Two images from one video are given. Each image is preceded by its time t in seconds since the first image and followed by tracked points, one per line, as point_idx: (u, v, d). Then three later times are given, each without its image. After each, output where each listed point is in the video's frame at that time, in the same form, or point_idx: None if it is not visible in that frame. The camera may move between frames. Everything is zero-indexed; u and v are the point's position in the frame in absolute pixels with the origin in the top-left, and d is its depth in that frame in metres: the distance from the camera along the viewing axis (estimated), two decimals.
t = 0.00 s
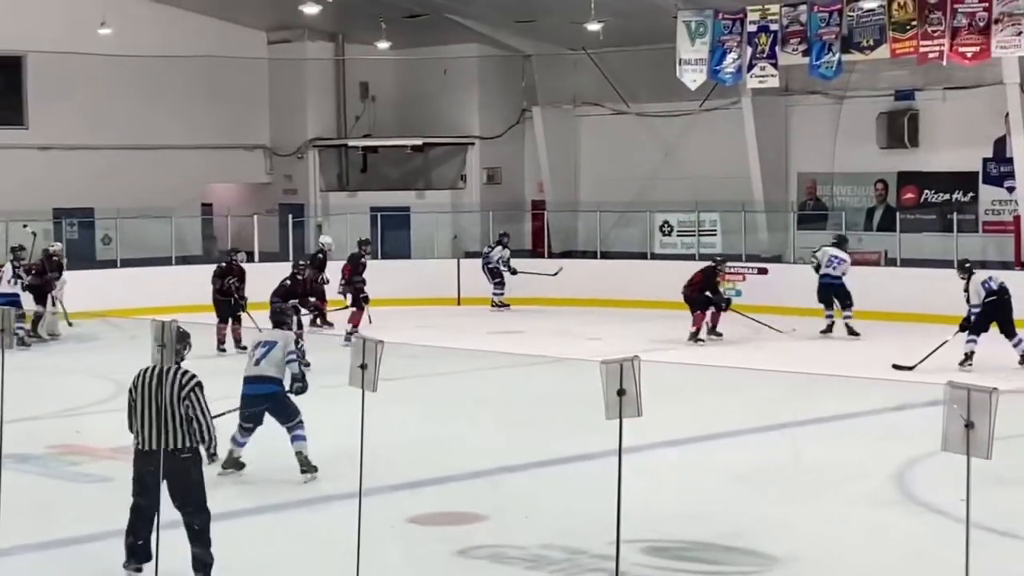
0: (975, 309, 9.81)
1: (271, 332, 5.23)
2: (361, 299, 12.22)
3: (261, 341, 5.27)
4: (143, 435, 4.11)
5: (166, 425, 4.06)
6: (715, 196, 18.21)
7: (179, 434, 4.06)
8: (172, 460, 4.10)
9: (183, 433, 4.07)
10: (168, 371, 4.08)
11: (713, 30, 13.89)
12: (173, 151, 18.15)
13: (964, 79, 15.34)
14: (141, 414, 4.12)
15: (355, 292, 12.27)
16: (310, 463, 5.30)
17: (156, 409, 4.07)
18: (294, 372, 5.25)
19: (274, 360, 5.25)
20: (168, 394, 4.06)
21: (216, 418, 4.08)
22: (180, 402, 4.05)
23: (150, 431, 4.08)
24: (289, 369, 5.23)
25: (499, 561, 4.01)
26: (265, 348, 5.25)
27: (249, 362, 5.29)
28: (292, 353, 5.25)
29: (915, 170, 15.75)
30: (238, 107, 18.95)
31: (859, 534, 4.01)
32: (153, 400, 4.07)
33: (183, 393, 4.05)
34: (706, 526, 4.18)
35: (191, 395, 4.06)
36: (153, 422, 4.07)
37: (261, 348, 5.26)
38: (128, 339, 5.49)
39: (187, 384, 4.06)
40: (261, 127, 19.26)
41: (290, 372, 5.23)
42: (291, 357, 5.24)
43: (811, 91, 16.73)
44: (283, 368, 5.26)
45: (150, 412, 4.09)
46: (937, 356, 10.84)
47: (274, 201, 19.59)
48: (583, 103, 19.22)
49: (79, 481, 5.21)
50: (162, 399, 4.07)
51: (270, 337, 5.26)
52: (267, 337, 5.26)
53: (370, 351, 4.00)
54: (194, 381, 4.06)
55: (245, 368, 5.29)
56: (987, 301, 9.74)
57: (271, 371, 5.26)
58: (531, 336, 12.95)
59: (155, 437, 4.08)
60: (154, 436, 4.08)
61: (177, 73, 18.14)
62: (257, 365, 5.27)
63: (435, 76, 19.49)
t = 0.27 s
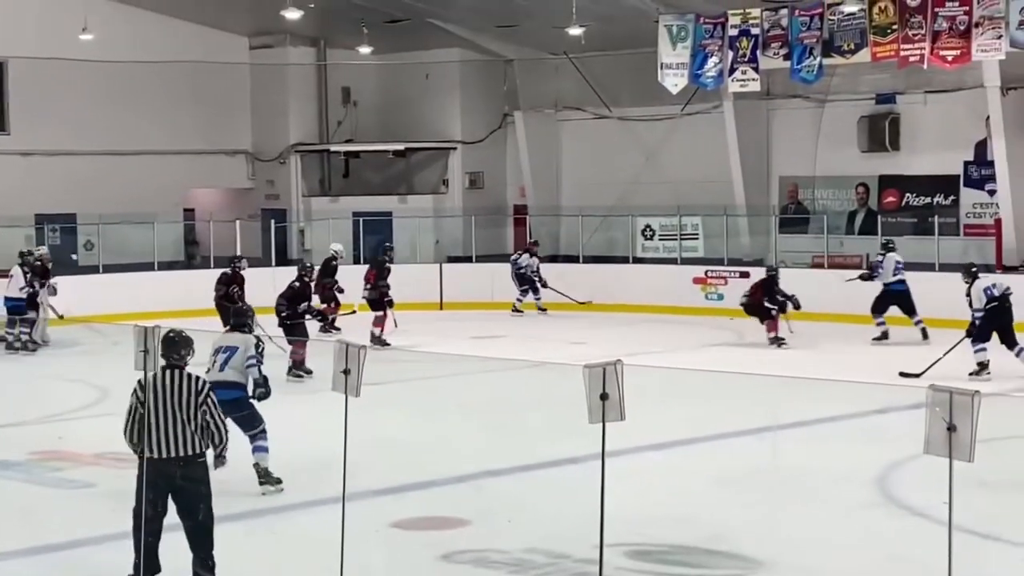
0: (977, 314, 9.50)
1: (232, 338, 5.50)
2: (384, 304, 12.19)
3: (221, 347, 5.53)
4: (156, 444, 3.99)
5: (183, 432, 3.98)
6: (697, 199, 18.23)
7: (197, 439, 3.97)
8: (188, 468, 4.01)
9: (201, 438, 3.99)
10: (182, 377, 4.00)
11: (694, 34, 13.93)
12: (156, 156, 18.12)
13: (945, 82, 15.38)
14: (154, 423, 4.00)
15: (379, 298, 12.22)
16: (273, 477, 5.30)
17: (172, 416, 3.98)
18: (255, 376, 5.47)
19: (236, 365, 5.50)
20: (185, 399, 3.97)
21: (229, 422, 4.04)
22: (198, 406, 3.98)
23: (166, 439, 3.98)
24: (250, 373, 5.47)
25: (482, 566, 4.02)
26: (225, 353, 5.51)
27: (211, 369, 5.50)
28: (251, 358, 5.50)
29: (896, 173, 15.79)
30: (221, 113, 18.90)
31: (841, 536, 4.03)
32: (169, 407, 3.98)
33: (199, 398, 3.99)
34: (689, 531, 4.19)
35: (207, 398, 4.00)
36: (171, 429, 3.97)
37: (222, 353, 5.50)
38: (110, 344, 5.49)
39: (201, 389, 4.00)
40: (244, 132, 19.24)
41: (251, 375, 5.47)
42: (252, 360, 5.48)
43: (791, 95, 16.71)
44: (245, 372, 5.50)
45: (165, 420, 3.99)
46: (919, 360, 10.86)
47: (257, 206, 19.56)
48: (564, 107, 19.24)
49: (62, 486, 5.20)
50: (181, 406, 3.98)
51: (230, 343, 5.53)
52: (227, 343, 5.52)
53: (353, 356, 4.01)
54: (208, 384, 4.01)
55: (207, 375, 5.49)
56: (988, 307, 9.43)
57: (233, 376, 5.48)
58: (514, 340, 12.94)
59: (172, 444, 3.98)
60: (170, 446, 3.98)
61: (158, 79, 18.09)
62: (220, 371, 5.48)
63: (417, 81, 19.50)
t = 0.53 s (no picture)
0: (971, 323, 9.27)
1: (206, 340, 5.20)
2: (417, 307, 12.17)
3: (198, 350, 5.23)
4: (169, 453, 3.87)
5: (199, 436, 3.89)
6: (691, 203, 18.22)
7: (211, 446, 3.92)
8: (202, 473, 3.91)
9: (211, 444, 3.93)
10: (192, 383, 3.90)
11: (689, 37, 13.93)
12: (150, 161, 18.11)
13: (939, 84, 15.38)
14: (164, 431, 3.87)
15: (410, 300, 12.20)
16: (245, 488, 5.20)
17: (186, 424, 3.87)
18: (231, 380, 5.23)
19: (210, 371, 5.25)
20: (200, 406, 3.89)
21: (234, 429, 4.00)
22: (210, 412, 3.92)
23: (183, 448, 3.87)
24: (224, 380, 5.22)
25: (479, 569, 4.01)
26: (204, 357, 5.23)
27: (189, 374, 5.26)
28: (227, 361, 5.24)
29: (891, 176, 15.78)
30: (216, 119, 18.91)
31: (841, 539, 4.00)
32: (186, 415, 3.87)
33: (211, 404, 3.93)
34: (686, 536, 4.19)
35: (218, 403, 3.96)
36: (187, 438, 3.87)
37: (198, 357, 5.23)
38: (106, 348, 5.47)
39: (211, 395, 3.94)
40: (239, 138, 19.22)
41: (226, 380, 5.24)
42: (225, 365, 5.24)
43: (786, 97, 16.72)
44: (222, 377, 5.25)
45: (178, 428, 3.87)
46: (915, 362, 10.86)
47: (252, 211, 19.53)
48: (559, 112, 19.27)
49: (58, 492, 5.19)
50: (199, 410, 3.89)
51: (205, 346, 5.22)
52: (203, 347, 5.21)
53: (350, 362, 4.01)
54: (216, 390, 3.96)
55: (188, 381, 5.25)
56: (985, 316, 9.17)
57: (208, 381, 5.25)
58: (511, 344, 12.91)
59: (187, 452, 3.88)
60: (187, 451, 3.87)
61: (152, 84, 18.09)
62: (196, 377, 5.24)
63: (411, 85, 19.52)
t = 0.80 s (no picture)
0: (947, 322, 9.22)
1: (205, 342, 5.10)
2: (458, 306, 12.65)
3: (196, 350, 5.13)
4: (179, 462, 3.86)
5: (209, 449, 3.87)
6: (699, 204, 18.20)
7: (221, 453, 3.90)
8: (213, 483, 3.91)
9: (222, 452, 3.91)
10: (201, 391, 3.85)
11: (697, 39, 13.93)
12: (160, 166, 18.12)
13: (948, 86, 15.39)
14: (174, 440, 3.86)
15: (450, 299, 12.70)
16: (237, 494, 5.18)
17: (195, 433, 3.85)
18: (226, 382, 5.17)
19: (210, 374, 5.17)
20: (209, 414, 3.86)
21: (245, 433, 3.97)
22: (220, 419, 3.89)
23: (192, 457, 3.86)
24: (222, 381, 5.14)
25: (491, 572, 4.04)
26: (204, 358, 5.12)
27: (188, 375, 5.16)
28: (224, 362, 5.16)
29: (899, 178, 15.80)
30: (225, 123, 18.92)
31: (851, 541, 4.01)
32: (195, 424, 3.84)
33: (220, 414, 3.89)
34: (697, 537, 4.22)
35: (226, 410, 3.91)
36: (196, 447, 3.85)
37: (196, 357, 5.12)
38: (117, 352, 5.49)
39: (220, 403, 3.89)
40: (247, 142, 19.24)
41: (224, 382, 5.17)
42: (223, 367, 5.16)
43: (794, 99, 16.70)
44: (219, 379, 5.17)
45: (187, 438, 3.85)
46: (923, 363, 10.87)
47: (260, 215, 19.55)
48: (566, 114, 19.29)
49: (68, 496, 5.21)
50: (209, 423, 3.86)
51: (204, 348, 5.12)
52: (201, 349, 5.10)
53: (361, 365, 4.01)
54: (225, 397, 3.90)
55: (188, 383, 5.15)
56: (960, 316, 9.16)
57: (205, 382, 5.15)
58: (522, 348, 12.92)
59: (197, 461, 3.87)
60: (199, 464, 3.87)
61: (161, 89, 18.11)
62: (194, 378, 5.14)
63: (419, 88, 19.53)
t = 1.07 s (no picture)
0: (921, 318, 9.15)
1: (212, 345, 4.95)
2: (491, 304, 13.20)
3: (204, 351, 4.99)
4: (181, 469, 3.91)
5: (208, 454, 3.89)
6: (717, 205, 18.18)
7: (223, 461, 3.90)
8: (216, 489, 3.92)
9: (226, 459, 3.91)
10: (203, 396, 3.89)
11: (714, 40, 13.91)
12: (178, 169, 18.17)
13: (966, 85, 15.36)
14: (177, 448, 3.91)
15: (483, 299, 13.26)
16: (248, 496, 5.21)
17: (196, 441, 3.89)
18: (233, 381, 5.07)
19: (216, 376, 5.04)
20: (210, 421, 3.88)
21: (258, 444, 3.95)
22: (223, 427, 3.90)
23: (192, 461, 3.90)
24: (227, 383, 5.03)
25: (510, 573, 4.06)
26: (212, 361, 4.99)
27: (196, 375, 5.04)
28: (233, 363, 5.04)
29: (918, 178, 15.75)
30: (243, 125, 18.97)
31: (867, 541, 4.06)
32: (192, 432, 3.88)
33: (223, 420, 3.90)
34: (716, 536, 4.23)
35: (232, 418, 3.91)
36: (196, 456, 3.89)
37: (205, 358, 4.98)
38: (137, 355, 5.52)
39: (226, 410, 3.90)
40: (265, 145, 19.27)
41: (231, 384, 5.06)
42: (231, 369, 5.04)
43: (812, 99, 16.70)
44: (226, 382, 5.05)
45: (188, 447, 3.90)
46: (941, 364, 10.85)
47: (279, 217, 19.59)
48: (584, 116, 19.30)
49: (89, 498, 5.25)
50: (208, 428, 3.88)
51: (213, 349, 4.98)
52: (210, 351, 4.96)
53: (380, 367, 4.02)
54: (234, 406, 3.91)
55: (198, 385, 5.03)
56: (934, 314, 9.12)
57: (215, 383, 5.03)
58: (539, 349, 12.93)
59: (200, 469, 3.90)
60: (196, 468, 3.90)
61: (179, 92, 18.16)
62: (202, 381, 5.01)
63: (436, 90, 19.54)
